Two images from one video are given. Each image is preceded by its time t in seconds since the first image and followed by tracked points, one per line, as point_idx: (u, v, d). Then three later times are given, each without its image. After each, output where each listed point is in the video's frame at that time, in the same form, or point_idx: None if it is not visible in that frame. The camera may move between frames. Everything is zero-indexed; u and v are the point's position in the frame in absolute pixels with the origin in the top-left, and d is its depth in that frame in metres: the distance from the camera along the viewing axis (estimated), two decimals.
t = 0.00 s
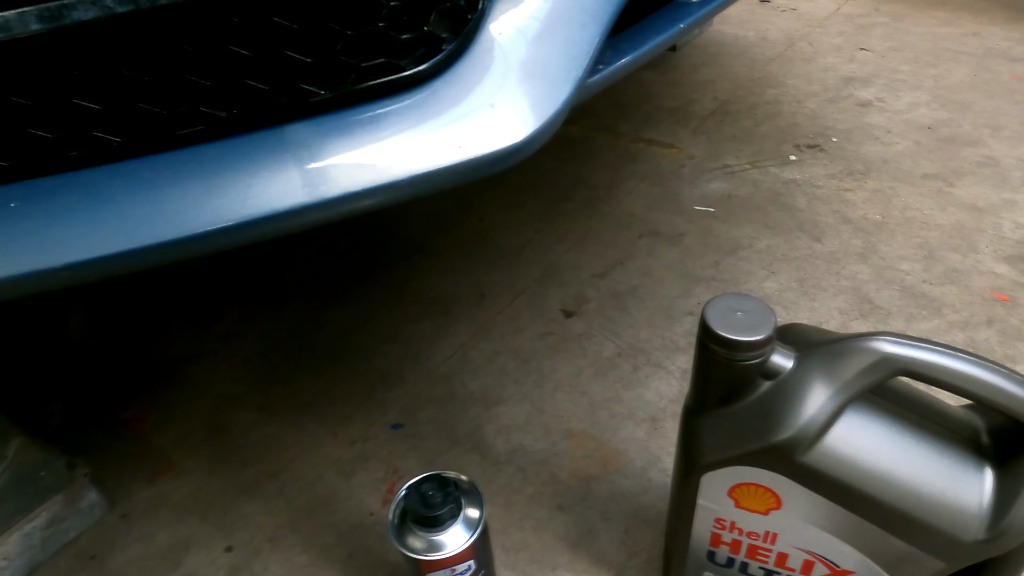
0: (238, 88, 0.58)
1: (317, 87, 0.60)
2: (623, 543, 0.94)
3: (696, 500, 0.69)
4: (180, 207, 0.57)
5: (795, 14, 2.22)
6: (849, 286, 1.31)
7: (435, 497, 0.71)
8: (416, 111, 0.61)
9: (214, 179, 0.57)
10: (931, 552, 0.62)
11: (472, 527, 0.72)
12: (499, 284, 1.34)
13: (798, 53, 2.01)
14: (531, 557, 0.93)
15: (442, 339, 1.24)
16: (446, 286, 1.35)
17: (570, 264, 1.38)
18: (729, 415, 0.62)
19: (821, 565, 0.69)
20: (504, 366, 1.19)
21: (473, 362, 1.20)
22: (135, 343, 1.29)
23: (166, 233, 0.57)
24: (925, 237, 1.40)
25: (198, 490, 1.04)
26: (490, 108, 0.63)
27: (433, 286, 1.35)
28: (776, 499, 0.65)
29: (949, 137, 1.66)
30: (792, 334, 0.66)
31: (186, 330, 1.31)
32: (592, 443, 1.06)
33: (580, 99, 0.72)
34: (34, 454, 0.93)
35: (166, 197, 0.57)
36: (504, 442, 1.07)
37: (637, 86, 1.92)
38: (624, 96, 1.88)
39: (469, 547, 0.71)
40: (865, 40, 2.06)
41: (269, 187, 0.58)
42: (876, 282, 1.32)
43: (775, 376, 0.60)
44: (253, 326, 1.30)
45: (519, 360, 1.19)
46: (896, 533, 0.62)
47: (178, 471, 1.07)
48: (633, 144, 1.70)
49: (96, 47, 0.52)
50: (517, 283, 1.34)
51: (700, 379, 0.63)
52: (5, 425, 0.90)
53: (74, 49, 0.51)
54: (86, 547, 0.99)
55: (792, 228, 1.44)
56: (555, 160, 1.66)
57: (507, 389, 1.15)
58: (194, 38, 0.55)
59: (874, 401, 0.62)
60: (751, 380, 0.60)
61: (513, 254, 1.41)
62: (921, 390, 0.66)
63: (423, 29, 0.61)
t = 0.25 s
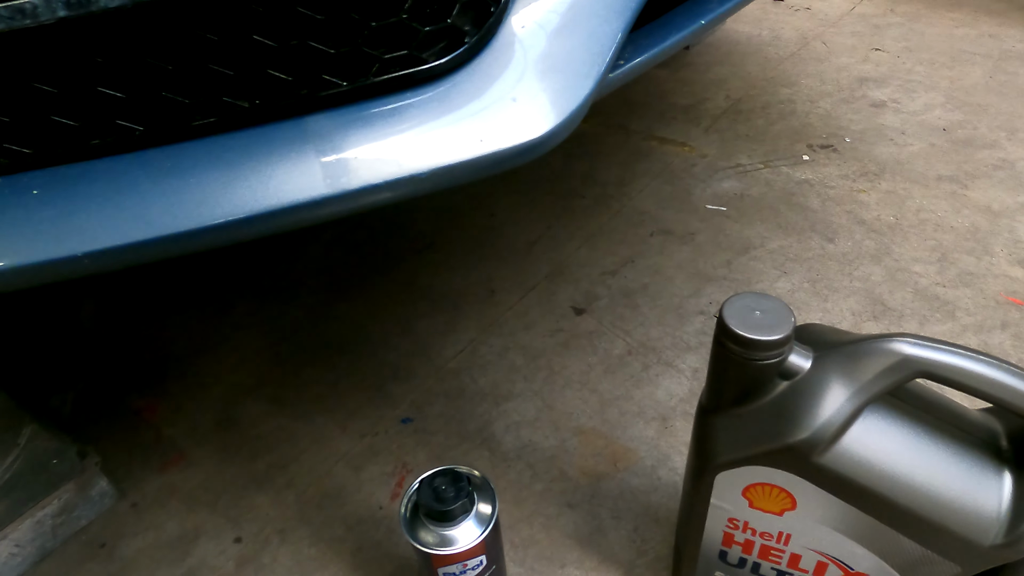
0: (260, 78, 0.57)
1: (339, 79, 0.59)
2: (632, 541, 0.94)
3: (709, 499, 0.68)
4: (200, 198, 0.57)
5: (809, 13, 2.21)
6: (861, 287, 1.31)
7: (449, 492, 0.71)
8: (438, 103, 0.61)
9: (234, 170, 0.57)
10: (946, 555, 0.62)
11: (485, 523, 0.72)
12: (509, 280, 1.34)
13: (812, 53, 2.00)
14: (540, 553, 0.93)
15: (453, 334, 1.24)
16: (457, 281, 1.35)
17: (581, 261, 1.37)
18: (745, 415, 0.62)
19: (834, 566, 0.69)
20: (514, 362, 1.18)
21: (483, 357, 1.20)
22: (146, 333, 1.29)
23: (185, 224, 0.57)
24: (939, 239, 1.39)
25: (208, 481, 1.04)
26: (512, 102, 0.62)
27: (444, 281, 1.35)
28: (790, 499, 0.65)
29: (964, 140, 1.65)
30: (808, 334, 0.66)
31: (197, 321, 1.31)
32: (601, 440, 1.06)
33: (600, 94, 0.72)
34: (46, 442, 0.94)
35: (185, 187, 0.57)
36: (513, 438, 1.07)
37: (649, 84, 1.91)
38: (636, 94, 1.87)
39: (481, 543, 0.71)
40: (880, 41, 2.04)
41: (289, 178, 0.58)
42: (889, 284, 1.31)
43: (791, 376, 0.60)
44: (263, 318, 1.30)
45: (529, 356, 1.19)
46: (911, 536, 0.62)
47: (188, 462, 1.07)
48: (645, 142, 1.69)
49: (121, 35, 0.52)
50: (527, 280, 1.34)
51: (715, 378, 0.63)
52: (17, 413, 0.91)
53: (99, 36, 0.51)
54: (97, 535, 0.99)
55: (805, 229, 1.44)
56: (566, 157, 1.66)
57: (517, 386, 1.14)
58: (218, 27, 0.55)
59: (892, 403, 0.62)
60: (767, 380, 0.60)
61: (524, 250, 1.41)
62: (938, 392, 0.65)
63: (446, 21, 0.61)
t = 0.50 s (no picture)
0: (265, 80, 0.58)
1: (343, 81, 0.59)
2: (632, 543, 0.94)
3: (710, 503, 0.69)
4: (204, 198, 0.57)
5: (812, 17, 2.21)
6: (863, 291, 1.31)
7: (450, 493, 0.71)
8: (442, 106, 0.61)
9: (238, 170, 0.58)
10: (947, 561, 0.62)
11: (486, 525, 0.72)
12: (511, 282, 1.34)
13: (814, 56, 2.00)
14: (540, 555, 0.93)
15: (454, 335, 1.24)
16: (458, 283, 1.35)
17: (582, 263, 1.37)
18: (746, 418, 0.62)
19: (835, 570, 0.69)
20: (515, 363, 1.18)
21: (484, 358, 1.20)
22: (147, 332, 1.30)
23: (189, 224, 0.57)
24: (941, 244, 1.39)
25: (209, 480, 1.05)
26: (515, 105, 0.63)
27: (445, 282, 1.35)
28: (791, 503, 0.65)
29: (966, 144, 1.65)
30: (810, 338, 0.66)
31: (199, 320, 1.31)
32: (602, 442, 1.06)
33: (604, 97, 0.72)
34: (47, 442, 0.94)
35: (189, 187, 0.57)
36: (514, 439, 1.07)
37: (652, 87, 1.91)
38: (638, 96, 1.88)
39: (481, 545, 0.71)
40: (883, 44, 2.04)
41: (293, 179, 0.58)
42: (890, 288, 1.31)
43: (792, 382, 0.60)
44: (264, 318, 1.31)
45: (530, 358, 1.19)
46: (912, 541, 0.62)
47: (189, 461, 1.07)
48: (647, 144, 1.69)
49: (126, 36, 0.52)
50: (529, 282, 1.34)
51: (717, 381, 0.63)
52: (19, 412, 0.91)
53: (105, 37, 0.51)
54: (98, 534, 0.99)
55: (806, 232, 1.44)
56: (568, 159, 1.66)
57: (517, 387, 1.15)
58: (223, 28, 0.55)
59: (893, 408, 0.62)
60: (768, 384, 0.60)
61: (526, 251, 1.41)
62: (939, 398, 0.65)
63: (451, 24, 0.60)
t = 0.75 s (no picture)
0: (265, 80, 0.57)
1: (343, 82, 0.59)
2: (632, 545, 0.94)
3: (710, 504, 0.68)
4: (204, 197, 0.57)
5: (812, 18, 2.21)
6: (863, 292, 1.31)
7: (448, 494, 0.71)
8: (442, 106, 0.61)
9: (239, 170, 0.58)
10: (947, 563, 0.62)
11: (485, 525, 0.72)
12: (511, 282, 1.34)
13: (815, 57, 2.00)
14: (539, 556, 0.93)
15: (454, 336, 1.24)
16: (458, 283, 1.35)
17: (583, 264, 1.37)
18: (746, 420, 0.62)
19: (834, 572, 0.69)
20: (515, 364, 1.18)
21: (484, 359, 1.20)
22: (147, 331, 1.30)
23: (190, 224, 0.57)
24: (941, 245, 1.39)
25: (208, 480, 1.04)
26: (516, 105, 0.63)
27: (445, 282, 1.35)
28: (791, 505, 0.65)
29: (967, 145, 1.65)
30: (811, 340, 0.66)
31: (198, 320, 1.31)
32: (602, 443, 1.06)
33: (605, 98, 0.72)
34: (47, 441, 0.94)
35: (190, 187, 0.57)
36: (514, 440, 1.07)
37: (652, 87, 1.91)
38: (639, 97, 1.87)
39: (481, 546, 0.71)
40: (883, 46, 2.04)
41: (293, 180, 0.58)
42: (891, 290, 1.31)
43: (793, 383, 0.60)
44: (264, 317, 1.31)
45: (530, 359, 1.19)
46: (912, 543, 0.62)
47: (188, 461, 1.07)
48: (647, 145, 1.69)
49: (127, 36, 0.52)
50: (529, 282, 1.34)
51: (717, 382, 0.63)
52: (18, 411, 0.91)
53: (105, 36, 0.51)
54: (97, 533, 0.99)
55: (807, 233, 1.44)
56: (569, 160, 1.66)
57: (517, 388, 1.14)
58: (224, 28, 0.55)
59: (893, 410, 0.62)
60: (769, 386, 0.60)
61: (526, 252, 1.41)
62: (939, 399, 0.65)
63: (452, 24, 0.60)
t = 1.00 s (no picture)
0: (263, 77, 0.57)
1: (342, 79, 0.59)
2: (630, 544, 0.94)
3: (708, 503, 0.68)
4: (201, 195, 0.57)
5: (813, 17, 2.21)
6: (862, 292, 1.31)
7: (445, 492, 0.71)
8: (440, 104, 0.61)
9: (238, 168, 0.58)
10: (945, 562, 0.62)
11: (482, 524, 0.72)
12: (510, 281, 1.34)
13: (815, 57, 2.00)
14: (538, 555, 0.93)
15: (452, 334, 1.24)
16: (457, 282, 1.35)
17: (582, 263, 1.37)
18: (744, 419, 0.62)
19: (832, 572, 0.69)
20: (514, 363, 1.18)
21: (483, 358, 1.20)
22: (145, 329, 1.29)
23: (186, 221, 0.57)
24: (940, 245, 1.39)
25: (206, 478, 1.04)
26: (514, 103, 0.63)
27: (444, 281, 1.35)
28: (789, 504, 0.65)
29: (967, 146, 1.65)
30: (809, 339, 0.66)
31: (197, 318, 1.31)
32: (600, 442, 1.06)
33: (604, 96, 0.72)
34: (44, 438, 0.94)
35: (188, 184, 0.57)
36: (512, 439, 1.07)
37: (652, 87, 1.91)
38: (638, 96, 1.87)
39: (478, 544, 0.71)
40: (884, 46, 2.04)
41: (292, 177, 0.58)
42: (890, 290, 1.31)
43: (791, 383, 0.60)
44: (263, 316, 1.30)
45: (529, 358, 1.19)
46: (910, 543, 0.62)
47: (187, 459, 1.07)
48: (647, 144, 1.69)
49: (126, 32, 0.52)
50: (528, 281, 1.34)
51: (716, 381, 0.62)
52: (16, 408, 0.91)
53: (103, 32, 0.51)
54: (95, 531, 0.99)
55: (806, 233, 1.44)
56: (568, 159, 1.66)
57: (516, 387, 1.14)
58: (222, 25, 0.55)
59: (891, 409, 0.62)
60: (767, 385, 0.60)
61: (526, 251, 1.41)
62: (937, 399, 0.65)
63: (450, 22, 0.60)
